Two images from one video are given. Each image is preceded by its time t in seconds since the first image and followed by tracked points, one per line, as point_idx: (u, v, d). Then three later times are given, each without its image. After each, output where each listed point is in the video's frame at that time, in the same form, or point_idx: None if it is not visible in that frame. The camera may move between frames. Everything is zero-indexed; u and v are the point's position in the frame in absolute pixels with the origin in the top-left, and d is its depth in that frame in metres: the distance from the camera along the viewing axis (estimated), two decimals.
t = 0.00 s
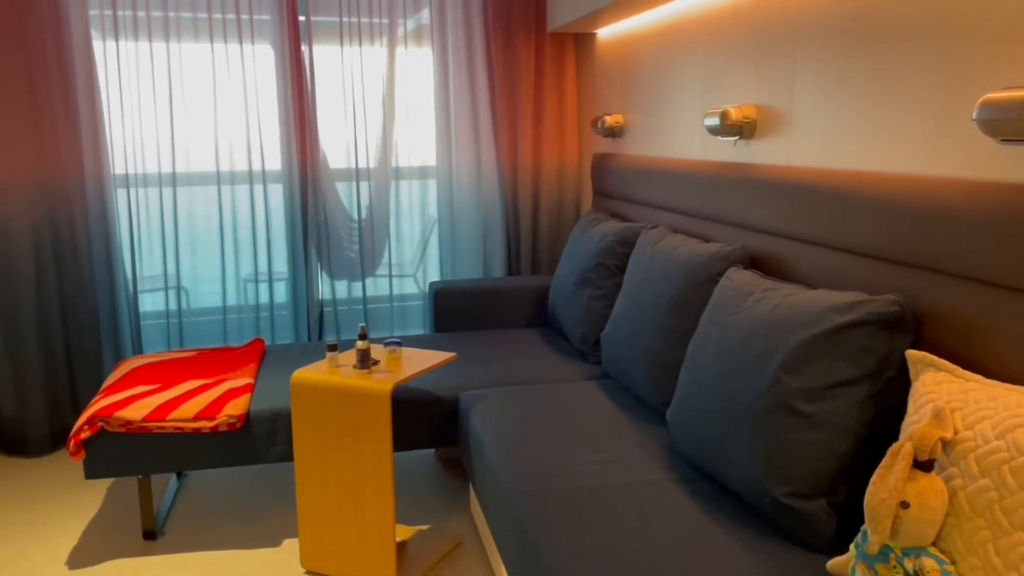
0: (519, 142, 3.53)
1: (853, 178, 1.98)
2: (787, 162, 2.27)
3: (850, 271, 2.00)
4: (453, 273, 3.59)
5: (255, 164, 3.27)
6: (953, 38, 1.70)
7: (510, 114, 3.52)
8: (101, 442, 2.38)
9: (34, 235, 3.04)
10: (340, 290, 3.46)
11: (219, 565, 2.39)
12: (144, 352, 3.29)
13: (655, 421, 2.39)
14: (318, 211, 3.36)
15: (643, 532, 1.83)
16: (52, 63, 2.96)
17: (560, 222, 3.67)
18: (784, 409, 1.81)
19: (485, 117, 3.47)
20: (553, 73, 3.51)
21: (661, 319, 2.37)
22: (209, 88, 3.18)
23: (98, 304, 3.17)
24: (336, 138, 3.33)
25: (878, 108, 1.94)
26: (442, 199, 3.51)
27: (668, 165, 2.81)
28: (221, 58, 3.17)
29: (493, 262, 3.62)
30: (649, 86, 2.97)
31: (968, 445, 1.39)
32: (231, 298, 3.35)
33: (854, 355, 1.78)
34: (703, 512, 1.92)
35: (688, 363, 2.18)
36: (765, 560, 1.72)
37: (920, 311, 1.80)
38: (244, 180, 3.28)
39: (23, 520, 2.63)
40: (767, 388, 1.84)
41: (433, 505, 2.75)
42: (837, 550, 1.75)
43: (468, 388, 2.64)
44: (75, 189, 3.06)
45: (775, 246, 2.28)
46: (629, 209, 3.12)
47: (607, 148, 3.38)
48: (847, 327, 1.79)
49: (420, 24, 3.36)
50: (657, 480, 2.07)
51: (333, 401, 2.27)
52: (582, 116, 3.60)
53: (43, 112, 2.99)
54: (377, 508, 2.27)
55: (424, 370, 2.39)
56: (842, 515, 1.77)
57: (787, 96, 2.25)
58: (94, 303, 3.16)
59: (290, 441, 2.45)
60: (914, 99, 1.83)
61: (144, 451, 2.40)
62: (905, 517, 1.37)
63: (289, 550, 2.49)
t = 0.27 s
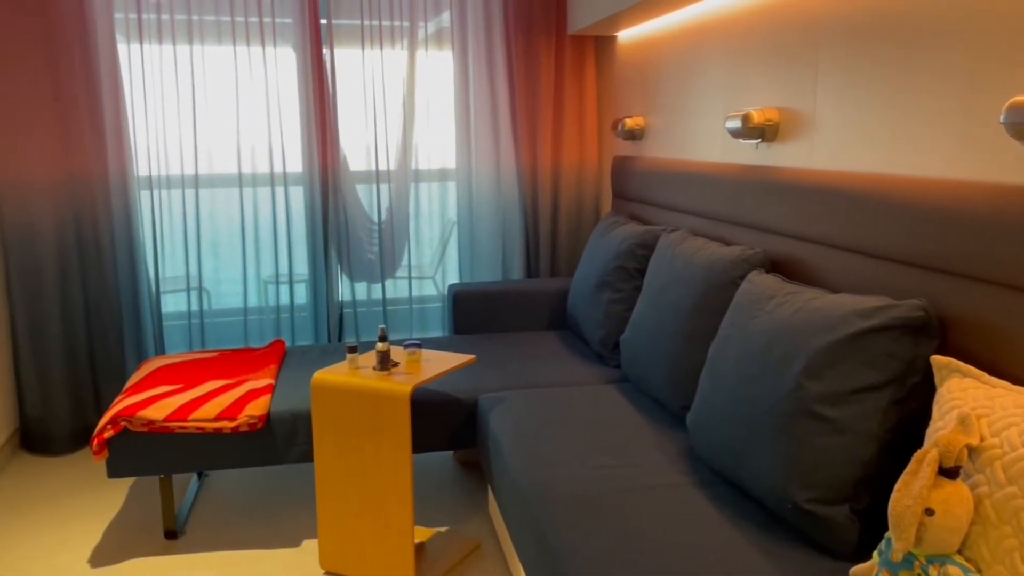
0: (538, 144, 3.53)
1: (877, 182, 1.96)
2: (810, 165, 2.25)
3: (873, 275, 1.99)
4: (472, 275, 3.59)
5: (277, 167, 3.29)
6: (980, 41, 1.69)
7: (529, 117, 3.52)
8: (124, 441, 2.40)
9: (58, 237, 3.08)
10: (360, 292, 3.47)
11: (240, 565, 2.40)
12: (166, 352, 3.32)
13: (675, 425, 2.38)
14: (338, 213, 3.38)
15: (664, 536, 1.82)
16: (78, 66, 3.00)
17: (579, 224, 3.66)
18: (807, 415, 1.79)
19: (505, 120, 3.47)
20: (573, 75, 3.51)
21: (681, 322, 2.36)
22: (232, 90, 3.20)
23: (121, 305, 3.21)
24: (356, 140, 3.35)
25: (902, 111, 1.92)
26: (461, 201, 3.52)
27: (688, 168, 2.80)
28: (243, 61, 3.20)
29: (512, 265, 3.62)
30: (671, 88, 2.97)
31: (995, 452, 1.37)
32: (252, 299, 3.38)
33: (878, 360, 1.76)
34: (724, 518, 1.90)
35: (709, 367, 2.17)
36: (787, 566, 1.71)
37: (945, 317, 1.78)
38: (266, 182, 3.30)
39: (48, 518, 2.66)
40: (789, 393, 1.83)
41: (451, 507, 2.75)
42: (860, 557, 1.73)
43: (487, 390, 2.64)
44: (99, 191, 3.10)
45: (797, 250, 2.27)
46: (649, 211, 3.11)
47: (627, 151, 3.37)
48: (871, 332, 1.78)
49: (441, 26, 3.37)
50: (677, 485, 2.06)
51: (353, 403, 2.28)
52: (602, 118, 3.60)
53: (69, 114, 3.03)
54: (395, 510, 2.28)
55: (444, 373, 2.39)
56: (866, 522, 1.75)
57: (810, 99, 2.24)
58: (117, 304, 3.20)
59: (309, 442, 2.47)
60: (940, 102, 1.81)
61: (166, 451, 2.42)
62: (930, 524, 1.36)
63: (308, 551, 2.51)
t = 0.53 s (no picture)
0: (559, 147, 3.53)
1: (902, 185, 1.94)
2: (834, 168, 2.23)
3: (898, 279, 1.97)
4: (491, 278, 3.60)
5: (299, 169, 3.32)
6: (1008, 43, 1.67)
7: (550, 119, 3.52)
8: (147, 441, 2.42)
9: (84, 238, 3.11)
10: (381, 294, 3.49)
11: (261, 565, 2.42)
12: (188, 353, 3.34)
13: (696, 429, 2.36)
14: (359, 215, 3.39)
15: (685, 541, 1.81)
16: (104, 69, 3.04)
17: (599, 227, 3.66)
18: (831, 420, 1.78)
19: (525, 122, 3.48)
20: (594, 77, 3.50)
21: (703, 326, 2.35)
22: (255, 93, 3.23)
23: (145, 305, 3.24)
24: (377, 143, 3.36)
25: (928, 114, 1.90)
26: (481, 204, 3.53)
27: (710, 171, 2.79)
28: (266, 64, 3.22)
29: (532, 268, 3.62)
30: (693, 91, 2.95)
31: None
32: (273, 300, 3.40)
33: (904, 365, 1.74)
34: (746, 523, 1.89)
35: (731, 371, 2.15)
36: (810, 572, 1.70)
37: (972, 322, 1.76)
38: (288, 184, 3.33)
39: (72, 516, 2.69)
40: (813, 398, 1.81)
41: (471, 509, 2.75)
42: (885, 564, 1.71)
43: (507, 393, 2.64)
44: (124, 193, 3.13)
45: (821, 253, 2.25)
46: (670, 215, 3.10)
47: (648, 153, 3.36)
48: (897, 337, 1.75)
49: (462, 29, 3.38)
50: (698, 490, 2.04)
51: (374, 404, 2.29)
52: (623, 120, 3.59)
53: (95, 117, 3.06)
54: (416, 511, 2.28)
55: (464, 375, 2.40)
56: (891, 529, 1.73)
57: (834, 102, 2.22)
58: (141, 304, 3.23)
59: (330, 443, 2.48)
60: (967, 105, 1.79)
61: (189, 451, 2.44)
62: (957, 532, 1.33)
63: (328, 551, 2.52)
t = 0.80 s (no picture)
0: (579, 149, 3.52)
1: (929, 189, 1.92)
2: (858, 171, 2.22)
3: (925, 283, 1.94)
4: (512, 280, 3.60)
5: (321, 171, 3.34)
6: None
7: (571, 122, 3.52)
8: (170, 440, 2.44)
9: (108, 239, 3.15)
10: (401, 295, 3.50)
11: (281, 564, 2.43)
12: (210, 353, 3.37)
13: (717, 433, 2.35)
14: (380, 217, 3.41)
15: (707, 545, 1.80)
16: (129, 72, 3.07)
17: (620, 229, 3.65)
18: (855, 425, 1.76)
19: (546, 125, 3.48)
20: (615, 80, 3.49)
21: (725, 330, 2.34)
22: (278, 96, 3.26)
23: (168, 306, 3.27)
24: (399, 145, 3.38)
25: (955, 116, 1.88)
26: (502, 206, 3.53)
27: (733, 173, 2.77)
28: (289, 67, 3.25)
29: (552, 270, 3.62)
30: (715, 93, 2.94)
31: None
32: (295, 302, 3.42)
33: (930, 371, 1.72)
34: (768, 528, 1.88)
35: (754, 375, 2.14)
36: None
37: (1001, 327, 1.73)
38: (310, 186, 3.35)
39: (96, 514, 2.72)
40: (837, 403, 1.80)
41: (490, 512, 2.75)
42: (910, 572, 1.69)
43: (527, 396, 2.64)
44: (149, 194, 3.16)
45: (845, 257, 2.23)
46: (691, 217, 3.08)
47: (670, 156, 3.35)
48: (924, 342, 1.73)
49: (483, 32, 3.38)
50: (720, 494, 2.03)
51: (395, 406, 2.29)
52: (644, 123, 3.58)
53: (121, 119, 3.10)
54: (436, 512, 2.28)
55: (484, 377, 2.40)
56: (916, 536, 1.71)
57: (859, 104, 2.20)
58: (165, 305, 3.26)
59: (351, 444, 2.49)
60: (995, 108, 1.76)
61: (211, 451, 2.46)
62: (986, 539, 1.31)
63: (348, 552, 2.52)
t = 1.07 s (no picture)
0: (601, 152, 3.52)
1: (956, 192, 1.90)
2: (884, 174, 2.20)
3: (952, 288, 1.92)
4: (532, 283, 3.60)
5: (343, 174, 3.36)
6: None
7: (592, 124, 3.51)
8: (194, 440, 2.46)
9: (134, 240, 3.18)
10: (422, 297, 3.51)
11: (303, 565, 2.44)
12: (232, 354, 3.40)
13: (740, 438, 2.33)
14: (401, 219, 3.42)
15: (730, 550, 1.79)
16: (155, 75, 3.11)
17: (641, 232, 3.63)
18: (881, 431, 1.74)
19: (567, 128, 3.48)
20: (637, 82, 3.49)
21: (748, 334, 2.32)
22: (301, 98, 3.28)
23: (192, 307, 3.30)
24: (420, 147, 3.39)
25: (983, 119, 1.86)
26: (522, 208, 3.53)
27: (756, 176, 2.75)
28: (313, 70, 3.27)
29: (572, 273, 3.61)
30: (739, 96, 2.93)
31: None
32: (316, 303, 3.44)
33: (958, 376, 1.70)
34: (792, 534, 1.86)
35: (778, 380, 2.12)
36: None
37: None
38: (332, 189, 3.37)
39: (120, 513, 2.75)
40: (862, 408, 1.78)
41: (510, 514, 2.75)
42: None
43: (548, 398, 2.64)
44: (174, 196, 3.20)
45: (870, 261, 2.21)
46: (713, 221, 3.07)
47: (692, 159, 3.33)
48: (951, 347, 1.71)
49: (505, 34, 3.39)
50: (743, 499, 2.02)
51: (417, 408, 2.30)
52: (666, 125, 3.56)
53: (146, 122, 3.13)
54: (457, 514, 2.28)
55: (506, 379, 2.40)
56: (943, 544, 1.69)
57: (885, 107, 2.18)
58: (188, 306, 3.29)
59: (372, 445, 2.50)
60: None
61: (234, 451, 2.47)
62: (1016, 547, 1.28)
63: (369, 553, 2.53)
